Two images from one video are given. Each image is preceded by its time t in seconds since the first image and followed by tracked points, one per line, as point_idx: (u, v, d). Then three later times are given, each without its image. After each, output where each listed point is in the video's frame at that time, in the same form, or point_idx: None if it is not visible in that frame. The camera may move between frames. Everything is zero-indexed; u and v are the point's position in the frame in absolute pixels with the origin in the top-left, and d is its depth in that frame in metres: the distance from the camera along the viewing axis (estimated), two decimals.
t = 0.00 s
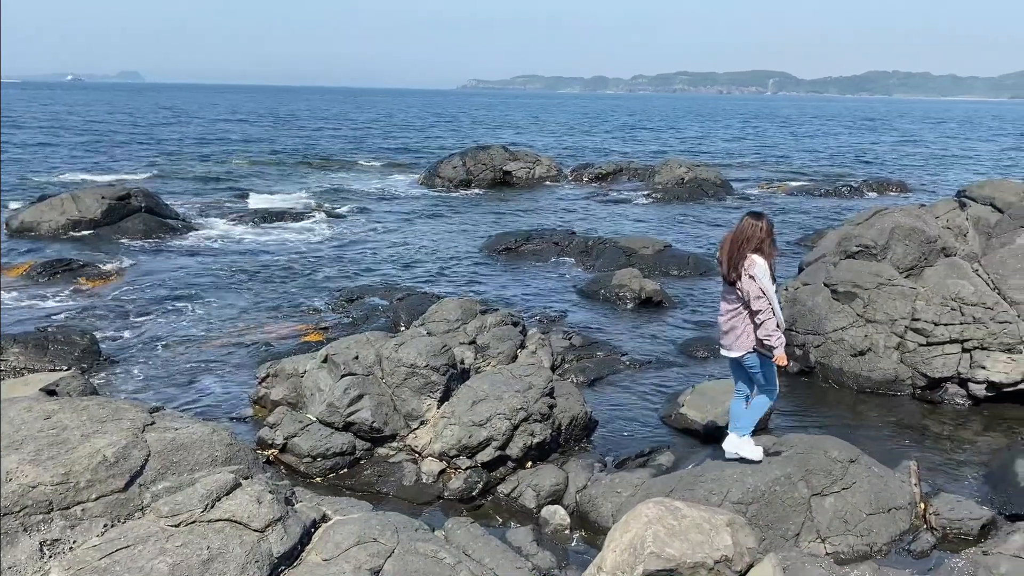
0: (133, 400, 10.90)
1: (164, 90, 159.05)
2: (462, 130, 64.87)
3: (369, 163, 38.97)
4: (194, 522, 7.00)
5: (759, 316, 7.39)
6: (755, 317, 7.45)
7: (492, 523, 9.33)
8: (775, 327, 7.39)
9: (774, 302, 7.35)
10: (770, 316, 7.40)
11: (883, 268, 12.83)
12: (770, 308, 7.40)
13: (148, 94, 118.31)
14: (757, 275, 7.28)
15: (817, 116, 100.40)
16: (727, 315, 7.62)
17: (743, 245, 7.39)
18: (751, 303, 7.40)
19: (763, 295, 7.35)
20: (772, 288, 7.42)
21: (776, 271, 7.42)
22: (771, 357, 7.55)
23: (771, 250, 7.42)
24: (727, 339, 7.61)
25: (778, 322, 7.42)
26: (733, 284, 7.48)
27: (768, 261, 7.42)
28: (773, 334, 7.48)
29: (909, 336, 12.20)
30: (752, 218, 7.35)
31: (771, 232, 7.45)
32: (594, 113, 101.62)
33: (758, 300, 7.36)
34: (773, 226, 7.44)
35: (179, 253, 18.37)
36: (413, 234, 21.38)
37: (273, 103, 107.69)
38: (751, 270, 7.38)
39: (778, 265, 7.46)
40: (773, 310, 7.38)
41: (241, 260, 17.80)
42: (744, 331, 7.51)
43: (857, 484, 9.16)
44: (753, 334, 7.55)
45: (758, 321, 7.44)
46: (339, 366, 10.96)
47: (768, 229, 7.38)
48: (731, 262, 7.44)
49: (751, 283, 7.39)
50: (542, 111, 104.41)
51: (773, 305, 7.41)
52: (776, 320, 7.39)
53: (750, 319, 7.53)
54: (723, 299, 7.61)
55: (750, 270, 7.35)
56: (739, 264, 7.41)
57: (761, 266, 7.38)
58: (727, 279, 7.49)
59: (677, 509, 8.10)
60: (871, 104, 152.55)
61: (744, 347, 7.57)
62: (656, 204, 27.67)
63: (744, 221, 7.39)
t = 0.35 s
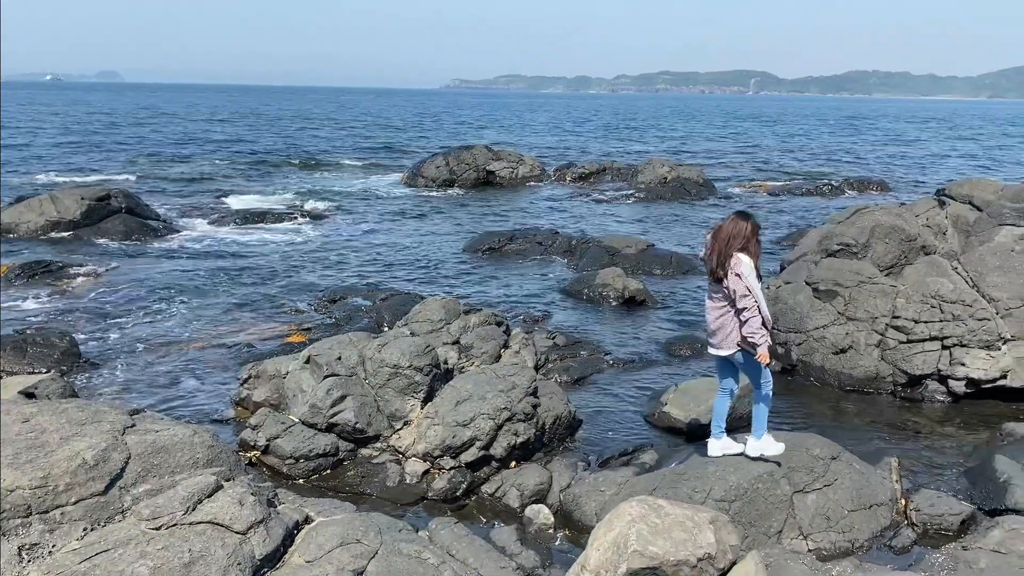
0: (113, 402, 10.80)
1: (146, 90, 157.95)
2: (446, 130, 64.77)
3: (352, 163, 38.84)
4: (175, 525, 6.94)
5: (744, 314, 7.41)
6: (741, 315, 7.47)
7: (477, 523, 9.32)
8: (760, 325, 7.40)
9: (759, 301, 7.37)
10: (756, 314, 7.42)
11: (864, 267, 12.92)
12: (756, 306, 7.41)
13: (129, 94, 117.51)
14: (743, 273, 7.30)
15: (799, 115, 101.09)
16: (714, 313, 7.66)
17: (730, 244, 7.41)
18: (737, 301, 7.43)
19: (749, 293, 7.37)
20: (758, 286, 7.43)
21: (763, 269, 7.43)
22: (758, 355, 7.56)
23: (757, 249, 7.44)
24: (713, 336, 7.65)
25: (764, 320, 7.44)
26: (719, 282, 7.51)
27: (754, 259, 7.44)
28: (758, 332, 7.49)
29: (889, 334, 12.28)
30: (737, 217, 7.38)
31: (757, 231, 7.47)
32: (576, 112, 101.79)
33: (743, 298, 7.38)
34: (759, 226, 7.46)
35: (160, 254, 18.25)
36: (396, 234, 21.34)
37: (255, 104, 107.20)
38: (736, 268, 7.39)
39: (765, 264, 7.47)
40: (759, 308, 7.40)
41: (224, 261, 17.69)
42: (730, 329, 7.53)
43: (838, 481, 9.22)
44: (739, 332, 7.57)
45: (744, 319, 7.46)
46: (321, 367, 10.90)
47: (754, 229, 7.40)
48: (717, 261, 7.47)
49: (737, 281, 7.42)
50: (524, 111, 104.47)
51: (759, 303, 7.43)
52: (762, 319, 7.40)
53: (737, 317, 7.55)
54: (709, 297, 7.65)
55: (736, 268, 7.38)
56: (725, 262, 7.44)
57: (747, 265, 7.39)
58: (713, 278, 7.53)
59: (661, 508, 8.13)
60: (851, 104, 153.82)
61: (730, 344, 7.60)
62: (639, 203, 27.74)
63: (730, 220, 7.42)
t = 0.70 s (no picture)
0: (92, 406, 10.71)
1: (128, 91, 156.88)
2: (430, 131, 64.72)
3: (335, 164, 38.74)
4: (155, 528, 6.90)
5: (734, 313, 7.45)
6: (730, 314, 7.51)
7: (460, 524, 9.31)
8: (750, 323, 7.45)
9: (748, 299, 7.41)
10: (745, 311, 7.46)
11: (843, 266, 13.04)
12: (745, 304, 7.46)
13: (110, 95, 116.68)
14: (730, 273, 7.34)
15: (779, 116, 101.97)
16: (702, 312, 7.70)
17: (716, 245, 7.45)
18: (725, 300, 7.47)
19: (736, 292, 7.41)
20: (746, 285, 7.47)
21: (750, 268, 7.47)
22: (748, 352, 7.61)
23: (741, 248, 7.49)
24: (704, 336, 7.69)
25: (753, 318, 7.48)
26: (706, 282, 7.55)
27: (740, 258, 7.48)
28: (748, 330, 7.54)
29: (869, 332, 12.38)
30: (722, 218, 7.41)
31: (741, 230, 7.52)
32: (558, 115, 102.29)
33: (732, 297, 7.42)
34: (743, 225, 7.51)
35: (141, 256, 18.12)
36: (379, 235, 21.30)
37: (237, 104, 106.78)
38: (723, 268, 7.44)
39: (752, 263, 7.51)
40: (747, 307, 7.44)
41: (205, 263, 17.59)
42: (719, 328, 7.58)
43: (819, 478, 9.28)
44: (730, 330, 7.61)
45: (733, 317, 7.50)
46: (303, 369, 10.84)
47: (738, 228, 7.46)
48: (703, 262, 7.51)
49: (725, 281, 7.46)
50: (507, 113, 104.75)
51: (747, 301, 7.47)
52: (751, 316, 7.44)
53: (726, 315, 7.60)
54: (697, 297, 7.69)
55: (723, 268, 7.41)
56: (712, 263, 7.47)
57: (733, 264, 7.44)
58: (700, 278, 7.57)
59: (643, 507, 8.16)
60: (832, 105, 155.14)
61: (721, 343, 7.64)
62: (621, 204, 27.84)
63: (715, 221, 7.45)
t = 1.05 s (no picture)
0: (62, 413, 10.55)
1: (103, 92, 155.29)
2: (408, 132, 64.60)
3: (312, 166, 38.55)
4: (126, 535, 6.84)
5: (725, 313, 7.48)
6: (720, 314, 7.54)
7: (436, 528, 9.26)
8: (741, 322, 7.49)
9: (738, 298, 7.45)
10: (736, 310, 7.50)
11: (817, 266, 13.09)
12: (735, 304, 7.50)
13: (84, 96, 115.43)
14: (720, 274, 7.37)
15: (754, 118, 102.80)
16: (691, 315, 7.69)
17: (702, 247, 7.47)
18: (715, 301, 7.49)
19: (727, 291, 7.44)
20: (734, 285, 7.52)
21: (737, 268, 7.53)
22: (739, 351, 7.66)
23: (726, 248, 7.54)
24: (696, 338, 7.69)
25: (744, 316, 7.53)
26: (694, 285, 7.55)
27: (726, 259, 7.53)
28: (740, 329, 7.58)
29: (843, 332, 12.46)
30: (708, 220, 7.44)
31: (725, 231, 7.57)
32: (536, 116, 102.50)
33: (722, 298, 7.44)
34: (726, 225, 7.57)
35: (113, 260, 17.90)
36: (355, 237, 21.20)
37: (214, 106, 106.03)
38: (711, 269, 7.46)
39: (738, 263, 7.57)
40: (737, 306, 7.48)
41: (179, 266, 17.41)
42: (710, 329, 7.59)
43: (794, 477, 9.33)
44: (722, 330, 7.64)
45: (725, 317, 7.53)
46: (277, 373, 10.75)
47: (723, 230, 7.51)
48: (691, 264, 7.50)
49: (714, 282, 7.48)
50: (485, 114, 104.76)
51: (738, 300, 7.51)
52: (741, 315, 7.49)
53: (715, 316, 7.62)
54: (686, 300, 7.67)
55: (711, 270, 7.44)
56: (700, 265, 7.48)
57: (720, 265, 7.47)
58: (689, 281, 7.55)
59: (618, 508, 8.18)
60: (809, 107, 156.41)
61: (715, 343, 7.66)
62: (598, 205, 27.93)
63: (700, 224, 7.47)
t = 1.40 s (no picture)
0: (36, 420, 10.44)
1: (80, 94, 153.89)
2: (388, 135, 64.51)
3: (291, 169, 38.42)
4: (101, 543, 6.79)
5: (720, 319, 7.56)
6: (715, 319, 7.62)
7: (415, 531, 9.25)
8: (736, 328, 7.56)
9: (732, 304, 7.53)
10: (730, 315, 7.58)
11: (793, 268, 13.11)
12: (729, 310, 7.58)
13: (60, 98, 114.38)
14: (715, 281, 7.43)
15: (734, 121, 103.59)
16: (686, 319, 7.75)
17: (697, 254, 7.52)
18: (710, 307, 7.56)
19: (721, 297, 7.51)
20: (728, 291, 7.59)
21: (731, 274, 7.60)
22: (733, 354, 7.76)
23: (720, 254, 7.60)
24: (690, 342, 7.76)
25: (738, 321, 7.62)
26: (690, 291, 7.60)
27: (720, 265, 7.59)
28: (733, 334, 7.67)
29: (819, 333, 12.56)
30: (702, 227, 7.49)
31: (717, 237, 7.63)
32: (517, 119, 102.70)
33: (717, 304, 7.51)
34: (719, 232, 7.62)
35: (89, 264, 17.72)
36: (334, 240, 21.16)
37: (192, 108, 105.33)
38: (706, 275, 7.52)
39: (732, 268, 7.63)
40: (732, 311, 7.56)
41: (157, 270, 17.29)
42: (705, 333, 7.67)
43: (771, 478, 9.39)
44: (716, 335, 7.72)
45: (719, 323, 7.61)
46: (255, 378, 10.69)
47: (716, 236, 7.56)
48: (687, 270, 7.55)
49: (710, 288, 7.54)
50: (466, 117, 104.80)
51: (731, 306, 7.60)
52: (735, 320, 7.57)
53: (710, 322, 7.70)
54: (681, 306, 7.73)
55: (706, 277, 7.49)
56: (694, 272, 7.54)
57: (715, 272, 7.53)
58: (684, 287, 7.61)
59: (596, 510, 8.23)
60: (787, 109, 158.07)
61: (708, 347, 7.74)
62: (578, 208, 28.04)
63: (695, 231, 7.50)
